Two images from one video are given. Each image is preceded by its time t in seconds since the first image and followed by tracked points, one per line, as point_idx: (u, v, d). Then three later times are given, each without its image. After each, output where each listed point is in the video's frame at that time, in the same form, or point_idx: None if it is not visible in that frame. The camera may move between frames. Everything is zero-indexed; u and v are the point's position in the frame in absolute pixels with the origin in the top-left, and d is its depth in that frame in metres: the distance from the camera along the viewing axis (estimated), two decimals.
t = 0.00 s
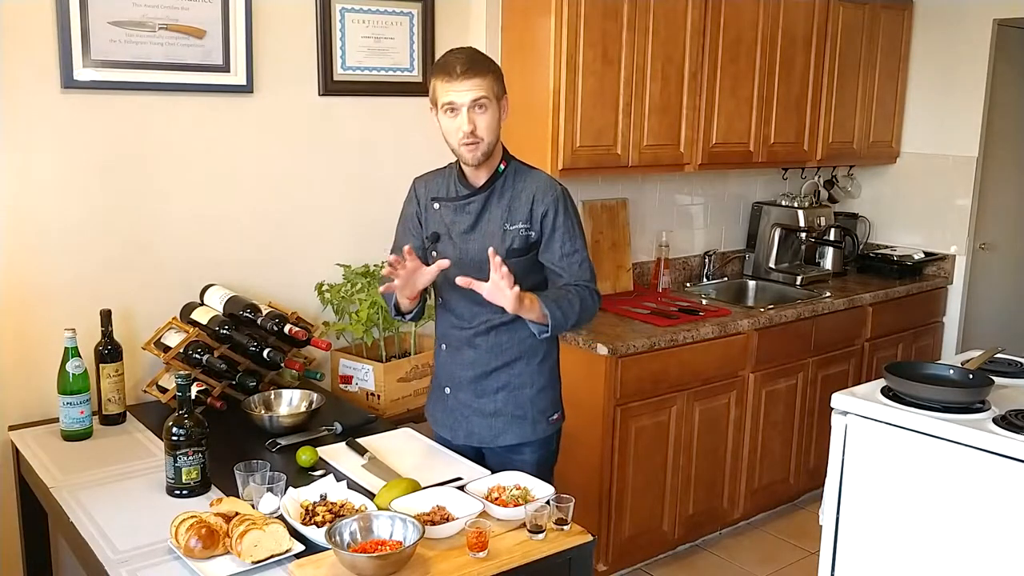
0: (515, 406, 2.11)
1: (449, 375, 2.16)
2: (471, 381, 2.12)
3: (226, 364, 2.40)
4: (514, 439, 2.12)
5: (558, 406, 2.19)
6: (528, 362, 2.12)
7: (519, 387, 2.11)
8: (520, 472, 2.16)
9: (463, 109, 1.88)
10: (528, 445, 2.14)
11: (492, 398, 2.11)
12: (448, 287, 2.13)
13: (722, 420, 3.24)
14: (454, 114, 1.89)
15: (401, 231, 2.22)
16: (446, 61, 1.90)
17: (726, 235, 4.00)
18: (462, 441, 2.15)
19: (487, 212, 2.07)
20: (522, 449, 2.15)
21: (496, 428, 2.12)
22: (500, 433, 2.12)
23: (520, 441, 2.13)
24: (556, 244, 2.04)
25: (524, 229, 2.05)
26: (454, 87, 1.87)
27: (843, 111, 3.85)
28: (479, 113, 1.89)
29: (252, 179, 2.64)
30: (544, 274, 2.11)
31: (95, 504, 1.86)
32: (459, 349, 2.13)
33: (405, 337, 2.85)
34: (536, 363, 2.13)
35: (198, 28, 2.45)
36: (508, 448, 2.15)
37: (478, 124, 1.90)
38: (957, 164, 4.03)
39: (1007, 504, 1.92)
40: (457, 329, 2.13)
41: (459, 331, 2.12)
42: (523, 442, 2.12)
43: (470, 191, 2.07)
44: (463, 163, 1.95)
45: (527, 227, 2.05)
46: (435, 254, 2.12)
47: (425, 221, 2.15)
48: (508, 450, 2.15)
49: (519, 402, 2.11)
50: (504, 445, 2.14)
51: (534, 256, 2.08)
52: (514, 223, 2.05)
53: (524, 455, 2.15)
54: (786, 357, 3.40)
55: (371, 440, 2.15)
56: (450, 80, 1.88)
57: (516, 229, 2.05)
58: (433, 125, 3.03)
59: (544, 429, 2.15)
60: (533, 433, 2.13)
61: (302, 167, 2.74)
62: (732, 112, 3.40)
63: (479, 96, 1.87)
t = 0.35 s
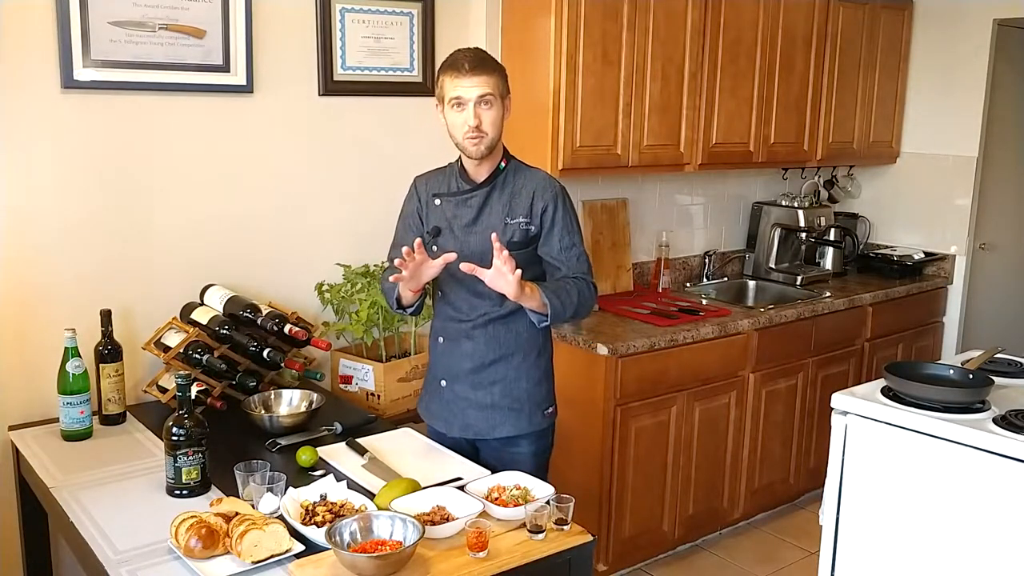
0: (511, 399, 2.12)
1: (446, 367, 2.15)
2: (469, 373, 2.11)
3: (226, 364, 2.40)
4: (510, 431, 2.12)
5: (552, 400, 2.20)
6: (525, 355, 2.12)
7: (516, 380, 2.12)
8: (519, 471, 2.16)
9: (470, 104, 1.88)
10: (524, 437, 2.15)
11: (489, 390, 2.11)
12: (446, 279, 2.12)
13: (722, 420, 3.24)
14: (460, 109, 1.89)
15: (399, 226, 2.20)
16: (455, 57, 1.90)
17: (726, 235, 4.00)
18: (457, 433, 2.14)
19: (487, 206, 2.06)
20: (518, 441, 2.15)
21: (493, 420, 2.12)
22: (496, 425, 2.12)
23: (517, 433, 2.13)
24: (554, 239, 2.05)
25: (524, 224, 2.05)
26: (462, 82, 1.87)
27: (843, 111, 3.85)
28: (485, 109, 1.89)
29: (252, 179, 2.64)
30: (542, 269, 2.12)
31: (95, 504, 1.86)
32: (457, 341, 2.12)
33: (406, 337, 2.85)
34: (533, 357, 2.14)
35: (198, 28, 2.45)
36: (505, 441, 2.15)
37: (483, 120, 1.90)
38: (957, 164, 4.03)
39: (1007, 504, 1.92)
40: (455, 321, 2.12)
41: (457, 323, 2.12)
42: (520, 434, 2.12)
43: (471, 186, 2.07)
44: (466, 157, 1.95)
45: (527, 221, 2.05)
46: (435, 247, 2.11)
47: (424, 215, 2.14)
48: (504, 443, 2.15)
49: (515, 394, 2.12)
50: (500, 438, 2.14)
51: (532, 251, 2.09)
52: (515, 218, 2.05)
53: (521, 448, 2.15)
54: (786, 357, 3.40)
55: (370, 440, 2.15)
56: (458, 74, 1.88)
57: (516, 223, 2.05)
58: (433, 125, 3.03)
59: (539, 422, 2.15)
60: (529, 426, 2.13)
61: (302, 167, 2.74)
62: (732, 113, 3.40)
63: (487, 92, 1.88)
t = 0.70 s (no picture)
0: (508, 396, 2.12)
1: (443, 364, 2.15)
2: (466, 370, 2.11)
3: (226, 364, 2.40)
4: (507, 429, 2.12)
5: (548, 397, 2.20)
6: (522, 353, 2.13)
7: (513, 378, 2.12)
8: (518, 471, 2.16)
9: (457, 109, 1.87)
10: (521, 435, 2.15)
11: (486, 388, 2.11)
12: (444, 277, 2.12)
13: (722, 419, 3.24)
14: (448, 112, 1.89)
15: (400, 224, 2.20)
16: (449, 60, 1.88)
17: (726, 235, 4.00)
18: (455, 430, 2.14)
19: (486, 206, 2.06)
20: (516, 438, 2.15)
21: (490, 417, 2.12)
22: (493, 422, 2.12)
23: (514, 430, 2.13)
24: (552, 238, 2.05)
25: (522, 223, 2.05)
26: (451, 86, 1.86)
27: (844, 111, 3.85)
28: (472, 115, 1.88)
29: (252, 179, 2.64)
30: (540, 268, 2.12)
31: (95, 504, 1.86)
32: (455, 339, 2.12)
33: (406, 337, 2.85)
34: (530, 355, 2.14)
35: (198, 28, 2.45)
36: (502, 438, 2.15)
37: (471, 125, 1.89)
38: (957, 164, 4.03)
39: (1008, 504, 1.92)
40: (452, 318, 2.12)
41: (455, 320, 2.11)
42: (516, 431, 2.12)
43: (470, 185, 2.06)
44: (456, 155, 1.97)
45: (526, 221, 2.05)
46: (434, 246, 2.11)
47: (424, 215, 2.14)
48: (502, 440, 2.15)
49: (512, 392, 2.12)
50: (497, 435, 2.14)
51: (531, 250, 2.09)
52: (514, 217, 2.05)
53: (519, 445, 2.15)
54: (787, 356, 3.40)
55: (369, 440, 2.15)
56: (448, 78, 1.86)
57: (515, 222, 2.05)
58: (433, 125, 3.03)
59: (536, 419, 2.15)
60: (526, 423, 2.13)
61: (302, 167, 2.74)
62: (732, 113, 3.40)
63: (474, 98, 1.85)
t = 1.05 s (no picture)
0: (515, 396, 2.12)
1: (447, 367, 2.13)
2: (472, 372, 2.10)
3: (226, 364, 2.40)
4: (514, 428, 2.12)
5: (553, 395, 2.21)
6: (527, 353, 2.13)
7: (519, 378, 2.12)
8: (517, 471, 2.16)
9: (443, 113, 1.87)
10: (528, 434, 2.15)
11: (493, 389, 2.11)
12: (445, 279, 2.12)
13: (722, 419, 3.24)
14: (436, 117, 1.88)
15: (388, 220, 2.18)
16: (436, 65, 1.89)
17: (726, 235, 4.00)
18: (462, 433, 2.13)
19: (487, 208, 2.06)
20: (523, 438, 2.15)
21: (498, 419, 2.11)
22: (501, 423, 2.11)
23: (521, 429, 2.13)
24: (555, 237, 2.06)
25: (525, 224, 2.06)
26: (437, 90, 1.86)
27: (844, 110, 3.85)
28: (458, 118, 1.86)
29: (252, 179, 2.64)
30: (542, 267, 2.12)
31: (96, 504, 1.86)
32: (459, 341, 2.11)
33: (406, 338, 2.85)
34: (534, 354, 2.14)
35: (198, 28, 2.45)
36: (508, 438, 2.15)
37: (457, 129, 1.88)
38: (957, 164, 4.03)
39: (1008, 504, 1.92)
40: (455, 321, 2.11)
41: (459, 323, 2.10)
42: (524, 430, 2.12)
43: (470, 187, 2.06)
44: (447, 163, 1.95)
45: (528, 221, 2.06)
46: (435, 248, 2.12)
47: (422, 217, 2.13)
48: (508, 439, 2.15)
49: (519, 392, 2.12)
50: (505, 435, 2.13)
51: (533, 250, 2.09)
52: (516, 218, 2.05)
53: (524, 444, 2.15)
54: (787, 356, 3.40)
55: (369, 440, 2.15)
56: (435, 83, 1.86)
57: (517, 223, 2.05)
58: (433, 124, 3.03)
59: (542, 417, 2.16)
60: (533, 422, 2.14)
61: (302, 167, 2.74)
62: (732, 113, 3.40)
63: (459, 101, 1.85)
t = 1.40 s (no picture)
0: (536, 403, 2.11)
1: (464, 380, 2.10)
2: (492, 383, 2.08)
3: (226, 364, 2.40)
4: (538, 435, 2.11)
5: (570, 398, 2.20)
6: (546, 358, 2.11)
7: (540, 385, 2.11)
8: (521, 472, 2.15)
9: (445, 127, 1.82)
10: (548, 439, 2.14)
11: (514, 399, 2.09)
12: (459, 295, 2.06)
13: (722, 419, 3.24)
14: (437, 131, 1.84)
15: (384, 231, 2.04)
16: (434, 74, 1.83)
17: (726, 235, 4.00)
18: (484, 445, 2.11)
19: (500, 221, 2.02)
20: (542, 443, 2.14)
21: (520, 428, 2.10)
22: (524, 431, 2.10)
23: (543, 435, 2.12)
24: (571, 243, 2.05)
25: (541, 233, 2.03)
26: (438, 104, 1.81)
27: (844, 110, 3.85)
28: (461, 132, 1.82)
29: (251, 179, 2.64)
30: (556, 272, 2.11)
31: (96, 504, 1.86)
32: (478, 355, 2.08)
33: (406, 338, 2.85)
34: (552, 360, 2.13)
35: (198, 28, 2.45)
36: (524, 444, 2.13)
37: (460, 143, 1.83)
38: (957, 164, 4.03)
39: (1008, 504, 1.92)
40: (475, 335, 2.08)
41: (477, 337, 2.08)
42: (547, 437, 2.12)
43: (482, 202, 2.00)
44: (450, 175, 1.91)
45: (543, 229, 2.03)
46: (448, 265, 2.04)
47: (430, 232, 2.04)
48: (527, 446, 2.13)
49: (540, 398, 2.11)
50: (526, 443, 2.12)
51: (548, 257, 2.07)
52: (531, 227, 2.02)
53: (544, 449, 2.14)
54: (787, 356, 3.40)
55: (369, 440, 2.15)
56: (435, 96, 1.81)
57: (533, 233, 2.02)
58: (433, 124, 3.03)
59: (562, 421, 2.15)
60: (554, 427, 2.13)
61: (302, 167, 2.74)
62: (732, 113, 3.40)
63: (460, 115, 1.80)
